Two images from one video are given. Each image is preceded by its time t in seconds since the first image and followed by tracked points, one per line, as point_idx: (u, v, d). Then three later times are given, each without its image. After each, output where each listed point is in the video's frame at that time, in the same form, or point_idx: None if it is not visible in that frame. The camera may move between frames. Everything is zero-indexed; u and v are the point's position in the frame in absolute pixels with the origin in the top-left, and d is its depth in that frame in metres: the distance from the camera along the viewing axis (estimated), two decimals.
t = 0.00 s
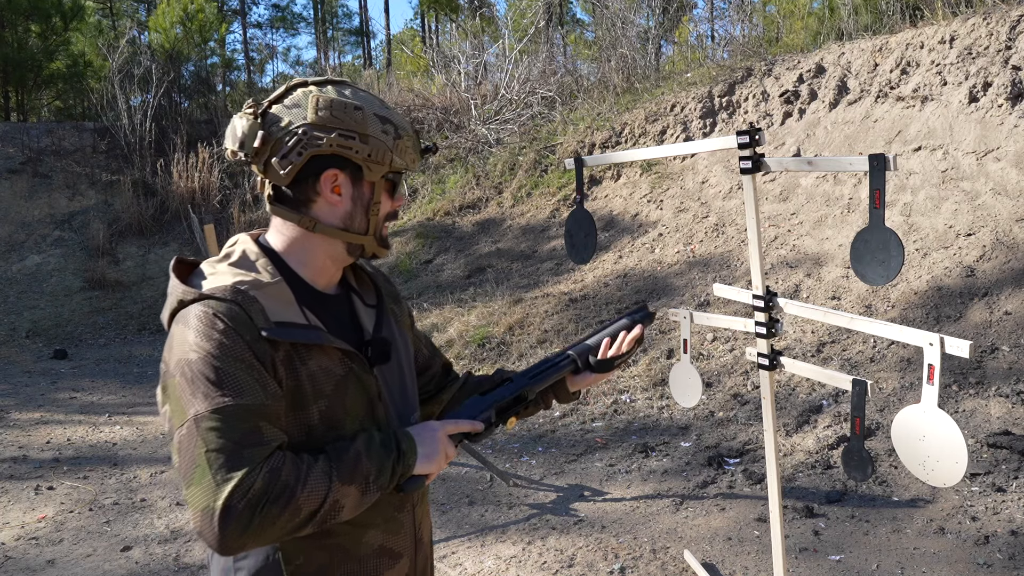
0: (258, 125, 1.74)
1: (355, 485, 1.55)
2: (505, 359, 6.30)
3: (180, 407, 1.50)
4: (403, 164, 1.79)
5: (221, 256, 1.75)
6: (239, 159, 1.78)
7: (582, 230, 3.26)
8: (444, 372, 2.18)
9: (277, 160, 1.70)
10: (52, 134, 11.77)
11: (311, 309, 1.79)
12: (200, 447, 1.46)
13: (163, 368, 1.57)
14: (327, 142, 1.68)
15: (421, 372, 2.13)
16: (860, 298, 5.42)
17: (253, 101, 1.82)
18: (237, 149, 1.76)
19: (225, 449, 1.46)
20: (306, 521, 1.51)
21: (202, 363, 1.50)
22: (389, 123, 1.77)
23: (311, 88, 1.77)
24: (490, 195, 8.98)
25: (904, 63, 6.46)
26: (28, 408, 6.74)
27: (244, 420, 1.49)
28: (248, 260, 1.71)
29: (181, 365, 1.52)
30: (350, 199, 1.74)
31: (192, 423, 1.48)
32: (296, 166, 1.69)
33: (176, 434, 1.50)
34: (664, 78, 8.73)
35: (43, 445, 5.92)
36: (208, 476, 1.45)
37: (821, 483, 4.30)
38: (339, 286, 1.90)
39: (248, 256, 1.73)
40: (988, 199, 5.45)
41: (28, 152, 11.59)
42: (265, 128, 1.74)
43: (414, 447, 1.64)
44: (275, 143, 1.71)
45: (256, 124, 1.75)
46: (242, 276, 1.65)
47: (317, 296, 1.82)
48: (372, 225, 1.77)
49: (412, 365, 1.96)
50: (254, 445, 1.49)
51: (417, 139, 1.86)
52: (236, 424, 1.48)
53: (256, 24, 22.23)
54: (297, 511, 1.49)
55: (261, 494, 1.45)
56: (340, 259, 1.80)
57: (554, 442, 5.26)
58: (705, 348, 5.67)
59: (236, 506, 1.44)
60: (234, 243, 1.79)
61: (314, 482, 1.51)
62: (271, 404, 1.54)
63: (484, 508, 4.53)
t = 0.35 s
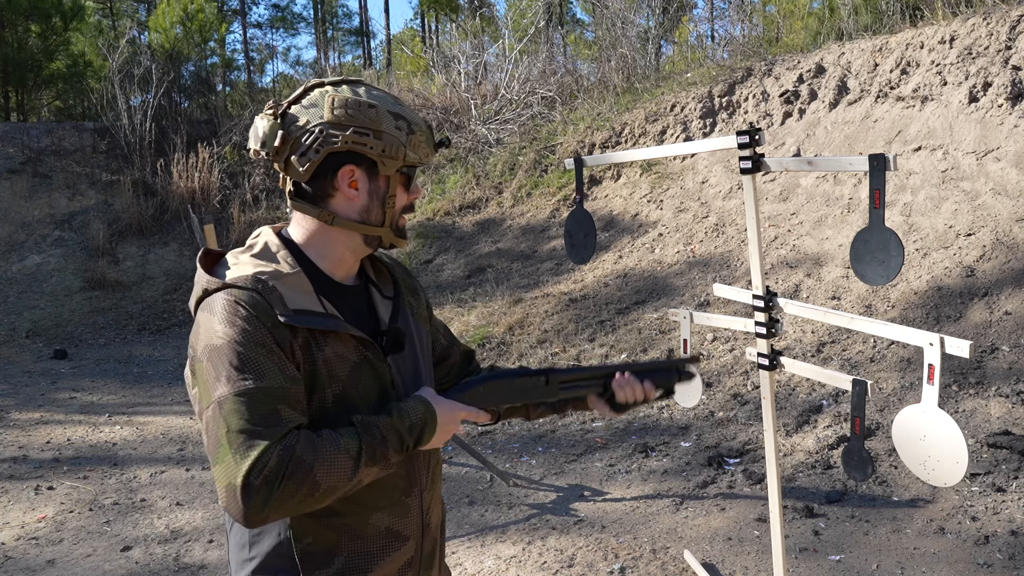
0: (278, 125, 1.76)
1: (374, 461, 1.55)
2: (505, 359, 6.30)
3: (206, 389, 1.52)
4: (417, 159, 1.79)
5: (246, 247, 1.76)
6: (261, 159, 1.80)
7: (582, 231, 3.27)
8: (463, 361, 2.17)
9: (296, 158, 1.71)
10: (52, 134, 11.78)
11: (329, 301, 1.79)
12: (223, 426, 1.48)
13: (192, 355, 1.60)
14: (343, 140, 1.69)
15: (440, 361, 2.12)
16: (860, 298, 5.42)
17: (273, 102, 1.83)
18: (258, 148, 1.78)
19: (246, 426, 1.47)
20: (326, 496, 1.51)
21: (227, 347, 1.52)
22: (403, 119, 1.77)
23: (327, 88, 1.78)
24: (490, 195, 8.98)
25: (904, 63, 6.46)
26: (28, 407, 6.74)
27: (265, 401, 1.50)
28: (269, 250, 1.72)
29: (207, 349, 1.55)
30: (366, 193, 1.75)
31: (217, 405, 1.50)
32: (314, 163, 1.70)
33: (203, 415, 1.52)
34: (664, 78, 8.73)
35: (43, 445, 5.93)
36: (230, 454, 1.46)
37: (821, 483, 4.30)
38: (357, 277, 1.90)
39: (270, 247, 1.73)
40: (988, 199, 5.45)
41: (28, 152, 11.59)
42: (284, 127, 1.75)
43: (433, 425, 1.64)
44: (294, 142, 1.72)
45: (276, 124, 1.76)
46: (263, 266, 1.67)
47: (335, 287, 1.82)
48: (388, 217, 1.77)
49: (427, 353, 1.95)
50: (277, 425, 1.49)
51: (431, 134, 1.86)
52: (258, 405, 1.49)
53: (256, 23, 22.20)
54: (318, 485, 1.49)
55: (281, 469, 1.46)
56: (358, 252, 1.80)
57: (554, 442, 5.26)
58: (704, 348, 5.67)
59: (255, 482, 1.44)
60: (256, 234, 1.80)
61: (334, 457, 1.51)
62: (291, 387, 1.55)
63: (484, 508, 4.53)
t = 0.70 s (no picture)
0: (255, 133, 1.76)
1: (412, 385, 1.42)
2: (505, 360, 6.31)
3: (213, 347, 1.40)
4: (398, 167, 1.78)
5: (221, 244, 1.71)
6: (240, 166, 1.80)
7: (583, 231, 3.26)
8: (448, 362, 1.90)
9: (274, 167, 1.71)
10: (52, 134, 11.79)
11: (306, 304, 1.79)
12: (248, 361, 1.35)
13: (180, 336, 1.48)
14: (322, 149, 1.68)
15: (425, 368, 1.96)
16: (860, 298, 5.42)
17: (251, 108, 1.83)
18: (236, 156, 1.78)
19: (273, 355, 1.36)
20: (370, 419, 1.35)
21: (220, 308, 1.44)
22: (383, 126, 1.75)
23: (306, 93, 1.77)
24: (490, 195, 8.98)
25: (904, 63, 6.46)
26: (29, 407, 6.74)
27: (280, 339, 1.40)
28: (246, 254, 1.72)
29: (208, 309, 1.45)
30: (346, 202, 1.74)
31: (227, 355, 1.38)
32: (292, 172, 1.70)
33: (213, 374, 1.38)
34: (664, 78, 8.73)
35: (43, 445, 5.92)
36: (259, 384, 1.31)
37: (821, 483, 4.29)
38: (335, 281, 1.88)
39: (246, 244, 1.68)
40: (988, 199, 5.45)
41: (28, 153, 11.60)
42: (263, 136, 1.75)
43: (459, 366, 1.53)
44: (272, 150, 1.72)
45: (253, 132, 1.76)
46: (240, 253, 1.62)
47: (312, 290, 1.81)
48: (368, 225, 1.76)
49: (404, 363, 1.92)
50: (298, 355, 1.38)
51: (412, 139, 1.84)
52: (274, 340, 1.39)
53: (256, 23, 22.20)
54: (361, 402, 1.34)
55: (320, 381, 1.31)
56: (338, 257, 1.80)
57: (553, 442, 5.26)
58: (704, 348, 5.67)
59: (294, 398, 1.29)
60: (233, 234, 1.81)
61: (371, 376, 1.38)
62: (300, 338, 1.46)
63: (484, 508, 4.53)
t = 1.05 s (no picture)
0: (287, 131, 1.75)
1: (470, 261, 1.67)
2: (505, 359, 6.46)
3: (273, 279, 1.57)
4: (422, 172, 1.80)
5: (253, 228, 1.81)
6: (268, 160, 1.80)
7: (582, 231, 3.27)
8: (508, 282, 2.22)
9: (303, 166, 1.72)
10: (52, 134, 11.79)
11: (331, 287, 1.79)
12: (320, 265, 1.54)
13: (231, 301, 1.62)
14: (351, 154, 1.69)
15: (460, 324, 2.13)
16: (860, 298, 5.43)
17: (283, 102, 1.82)
18: (266, 152, 1.78)
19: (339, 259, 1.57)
20: (445, 285, 1.57)
21: (268, 257, 1.60)
22: (410, 133, 1.76)
23: (339, 95, 1.76)
24: (490, 195, 8.98)
25: (904, 63, 6.46)
26: (28, 408, 6.74)
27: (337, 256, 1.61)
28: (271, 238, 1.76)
29: (260, 263, 1.60)
30: (370, 204, 1.76)
31: (293, 275, 1.56)
32: (320, 173, 1.70)
33: (284, 299, 1.54)
34: (664, 78, 8.73)
35: (43, 445, 5.92)
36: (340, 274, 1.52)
37: (821, 483, 4.29)
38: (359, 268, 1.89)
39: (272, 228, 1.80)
40: (988, 199, 5.45)
41: (28, 152, 11.60)
42: (293, 134, 1.74)
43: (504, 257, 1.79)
44: (302, 150, 1.72)
45: (284, 130, 1.76)
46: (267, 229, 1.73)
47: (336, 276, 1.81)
48: (390, 227, 1.79)
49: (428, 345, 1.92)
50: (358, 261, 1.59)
51: (438, 145, 1.86)
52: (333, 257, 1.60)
53: (256, 24, 22.19)
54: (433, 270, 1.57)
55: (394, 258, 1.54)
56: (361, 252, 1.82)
57: (554, 442, 5.26)
58: (704, 348, 5.67)
59: (376, 271, 1.51)
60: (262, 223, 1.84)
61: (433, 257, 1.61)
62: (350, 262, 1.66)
63: (484, 508, 4.53)
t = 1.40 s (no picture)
0: (259, 135, 1.76)
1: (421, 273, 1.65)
2: (505, 359, 6.42)
3: (227, 288, 1.61)
4: (398, 175, 1.80)
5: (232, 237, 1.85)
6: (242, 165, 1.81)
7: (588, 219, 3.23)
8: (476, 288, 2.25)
9: (276, 170, 1.72)
10: (52, 134, 11.80)
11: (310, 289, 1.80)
12: (266, 278, 1.57)
13: (192, 312, 1.66)
14: (324, 156, 1.69)
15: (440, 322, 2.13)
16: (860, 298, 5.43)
17: (257, 107, 1.83)
18: (240, 156, 1.79)
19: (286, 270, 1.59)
20: (386, 295, 1.57)
21: (229, 269, 1.63)
22: (385, 134, 1.77)
23: (313, 99, 1.77)
24: (490, 194, 8.98)
25: (905, 63, 6.46)
26: (28, 408, 6.74)
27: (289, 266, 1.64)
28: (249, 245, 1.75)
29: (217, 274, 1.64)
30: (345, 207, 1.76)
31: (242, 287, 1.59)
32: (294, 176, 1.71)
33: (233, 308, 1.59)
34: (664, 78, 8.73)
35: (43, 445, 5.93)
36: (280, 286, 1.54)
37: (821, 483, 4.29)
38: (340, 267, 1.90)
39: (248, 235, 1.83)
40: (988, 199, 5.45)
41: (28, 152, 11.60)
42: (267, 138, 1.75)
43: (465, 263, 1.77)
44: (275, 154, 1.73)
45: (258, 134, 1.77)
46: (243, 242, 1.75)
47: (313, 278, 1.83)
48: (366, 229, 1.79)
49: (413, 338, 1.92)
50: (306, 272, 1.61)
51: (414, 147, 1.86)
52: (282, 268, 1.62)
53: (256, 24, 22.21)
54: (373, 280, 1.57)
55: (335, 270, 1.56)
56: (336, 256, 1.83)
57: (554, 442, 5.26)
58: (705, 348, 5.68)
59: (315, 283, 1.53)
60: (241, 231, 1.86)
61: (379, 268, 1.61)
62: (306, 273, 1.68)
63: (484, 508, 4.53)
